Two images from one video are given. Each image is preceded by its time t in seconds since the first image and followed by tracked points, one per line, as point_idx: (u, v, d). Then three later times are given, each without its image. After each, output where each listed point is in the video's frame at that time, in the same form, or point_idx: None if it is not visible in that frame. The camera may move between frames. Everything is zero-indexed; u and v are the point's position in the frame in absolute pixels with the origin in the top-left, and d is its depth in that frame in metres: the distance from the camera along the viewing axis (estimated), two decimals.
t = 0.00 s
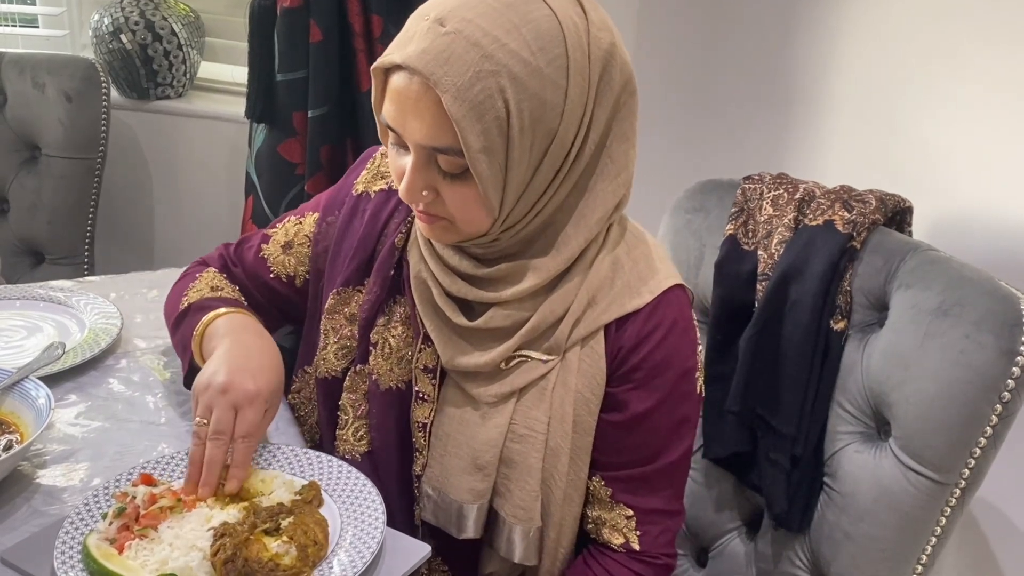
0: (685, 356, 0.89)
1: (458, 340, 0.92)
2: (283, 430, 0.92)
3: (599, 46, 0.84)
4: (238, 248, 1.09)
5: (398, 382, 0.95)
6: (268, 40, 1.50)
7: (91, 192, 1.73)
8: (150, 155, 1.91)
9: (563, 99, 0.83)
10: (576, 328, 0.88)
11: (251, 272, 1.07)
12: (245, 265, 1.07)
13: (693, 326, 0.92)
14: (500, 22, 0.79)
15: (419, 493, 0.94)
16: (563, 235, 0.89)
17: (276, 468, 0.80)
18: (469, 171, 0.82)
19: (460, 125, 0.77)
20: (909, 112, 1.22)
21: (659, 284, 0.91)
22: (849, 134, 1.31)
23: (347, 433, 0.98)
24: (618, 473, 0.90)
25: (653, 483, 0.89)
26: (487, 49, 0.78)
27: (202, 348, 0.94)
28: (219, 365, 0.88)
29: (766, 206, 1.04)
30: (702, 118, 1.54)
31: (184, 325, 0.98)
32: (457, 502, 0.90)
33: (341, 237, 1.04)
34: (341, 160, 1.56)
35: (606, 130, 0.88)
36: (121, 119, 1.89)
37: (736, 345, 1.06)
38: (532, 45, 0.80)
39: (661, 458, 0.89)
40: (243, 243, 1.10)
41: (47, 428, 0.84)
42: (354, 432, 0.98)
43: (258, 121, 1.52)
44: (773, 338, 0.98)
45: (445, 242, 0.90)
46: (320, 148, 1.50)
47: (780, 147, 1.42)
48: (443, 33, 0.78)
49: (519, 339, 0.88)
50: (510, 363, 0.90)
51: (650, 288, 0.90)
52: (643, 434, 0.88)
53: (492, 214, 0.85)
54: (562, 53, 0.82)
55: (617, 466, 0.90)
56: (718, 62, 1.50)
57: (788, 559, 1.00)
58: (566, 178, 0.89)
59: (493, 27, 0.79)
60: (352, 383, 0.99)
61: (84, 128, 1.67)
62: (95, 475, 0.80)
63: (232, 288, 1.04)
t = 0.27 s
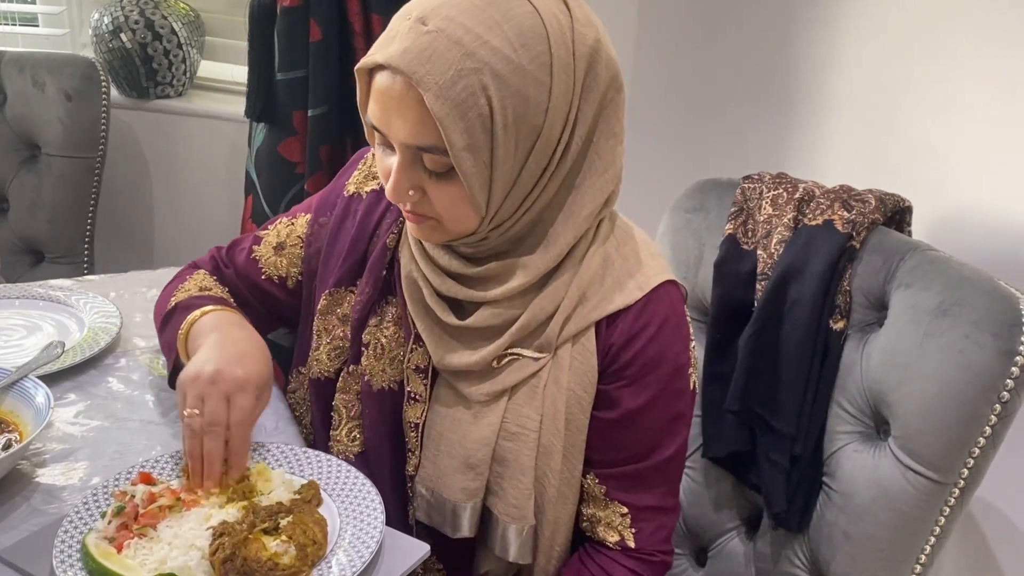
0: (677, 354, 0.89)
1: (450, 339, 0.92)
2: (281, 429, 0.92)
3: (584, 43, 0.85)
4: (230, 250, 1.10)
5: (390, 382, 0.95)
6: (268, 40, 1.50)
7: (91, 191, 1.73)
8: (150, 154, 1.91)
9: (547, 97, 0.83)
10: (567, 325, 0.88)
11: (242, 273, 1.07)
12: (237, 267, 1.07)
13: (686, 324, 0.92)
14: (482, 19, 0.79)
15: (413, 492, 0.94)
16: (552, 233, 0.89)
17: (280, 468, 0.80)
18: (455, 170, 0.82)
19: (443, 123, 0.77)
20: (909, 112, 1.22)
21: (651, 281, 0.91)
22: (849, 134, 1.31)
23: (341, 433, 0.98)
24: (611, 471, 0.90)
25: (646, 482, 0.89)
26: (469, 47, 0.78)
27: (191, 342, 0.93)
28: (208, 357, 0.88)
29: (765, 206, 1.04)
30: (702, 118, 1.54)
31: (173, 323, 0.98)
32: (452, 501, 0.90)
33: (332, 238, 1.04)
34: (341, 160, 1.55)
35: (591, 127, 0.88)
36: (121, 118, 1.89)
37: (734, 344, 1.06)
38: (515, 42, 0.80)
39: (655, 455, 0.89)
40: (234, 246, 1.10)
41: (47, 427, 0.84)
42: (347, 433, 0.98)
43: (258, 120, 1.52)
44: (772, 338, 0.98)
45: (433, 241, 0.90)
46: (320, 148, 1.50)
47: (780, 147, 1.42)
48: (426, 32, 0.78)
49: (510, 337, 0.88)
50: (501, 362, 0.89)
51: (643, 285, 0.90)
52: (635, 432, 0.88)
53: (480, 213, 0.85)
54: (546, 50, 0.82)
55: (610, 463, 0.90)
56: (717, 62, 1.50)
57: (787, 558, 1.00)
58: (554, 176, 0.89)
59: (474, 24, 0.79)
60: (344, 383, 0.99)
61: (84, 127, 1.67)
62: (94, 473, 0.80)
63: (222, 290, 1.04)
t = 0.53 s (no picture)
0: (675, 355, 0.89)
1: (446, 340, 0.92)
2: (280, 429, 0.91)
3: (584, 46, 0.84)
4: (227, 242, 1.10)
5: (385, 382, 0.95)
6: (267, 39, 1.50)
7: (90, 190, 1.73)
8: (149, 153, 1.91)
9: (546, 101, 0.83)
10: (564, 326, 0.88)
11: (238, 265, 1.07)
12: (234, 259, 1.08)
13: (683, 325, 0.92)
14: (479, 25, 0.79)
15: (408, 493, 0.94)
16: (550, 234, 0.89)
17: (279, 468, 0.79)
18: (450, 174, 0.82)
19: (439, 128, 0.77)
20: (909, 112, 1.21)
21: (649, 283, 0.91)
22: (849, 134, 1.31)
23: (337, 433, 0.99)
24: (608, 473, 0.90)
25: (643, 483, 0.89)
26: (466, 51, 0.78)
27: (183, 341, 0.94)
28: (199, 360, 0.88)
29: (765, 205, 1.04)
30: (702, 117, 1.54)
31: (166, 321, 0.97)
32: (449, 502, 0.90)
33: (329, 236, 1.04)
34: (340, 158, 1.55)
35: (590, 131, 0.88)
36: (120, 117, 1.89)
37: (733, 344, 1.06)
38: (513, 48, 0.80)
39: (651, 457, 0.89)
40: (232, 237, 1.11)
41: (45, 426, 0.84)
42: (344, 432, 0.98)
43: (257, 119, 1.52)
44: (772, 338, 0.98)
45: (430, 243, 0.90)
46: (319, 147, 1.50)
47: (780, 146, 1.42)
48: (422, 36, 0.78)
49: (505, 338, 0.88)
50: (497, 362, 0.89)
51: (641, 287, 0.90)
52: (632, 434, 0.88)
53: (476, 216, 0.85)
54: (545, 56, 0.82)
55: (607, 465, 0.90)
56: (717, 61, 1.50)
57: (786, 559, 1.00)
58: (552, 177, 0.88)
59: (472, 30, 0.78)
60: (340, 382, 0.99)
61: (84, 126, 1.67)
62: (93, 473, 0.80)
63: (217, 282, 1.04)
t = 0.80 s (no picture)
0: (679, 354, 0.89)
1: (448, 338, 0.91)
2: (281, 428, 0.91)
3: (587, 42, 0.84)
4: (226, 246, 1.08)
5: (387, 381, 0.95)
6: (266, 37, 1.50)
7: (90, 188, 1.72)
8: (149, 151, 1.91)
9: (549, 97, 0.83)
10: (567, 325, 0.88)
11: (239, 269, 1.05)
12: (234, 263, 1.06)
13: (687, 324, 0.91)
14: (483, 20, 0.79)
15: (410, 493, 0.94)
16: (553, 233, 0.89)
17: (279, 467, 0.79)
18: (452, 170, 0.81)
19: (441, 124, 0.77)
20: (910, 110, 1.21)
21: (650, 281, 0.90)
22: (850, 132, 1.30)
23: (339, 432, 0.98)
24: (611, 473, 0.89)
25: (646, 482, 0.88)
26: (469, 47, 0.78)
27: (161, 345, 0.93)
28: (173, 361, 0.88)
29: (766, 204, 1.04)
30: (702, 116, 1.54)
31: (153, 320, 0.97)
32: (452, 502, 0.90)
33: (332, 235, 1.04)
34: (340, 157, 1.55)
35: (593, 128, 0.88)
36: (120, 115, 1.88)
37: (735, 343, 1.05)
38: (516, 43, 0.80)
39: (654, 457, 0.88)
40: (230, 242, 1.08)
41: (44, 425, 0.83)
42: (346, 431, 0.98)
43: (257, 116, 1.51)
44: (773, 337, 0.98)
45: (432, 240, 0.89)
46: (319, 145, 1.49)
47: (781, 145, 1.42)
48: (426, 31, 0.77)
49: (509, 336, 0.88)
50: (500, 361, 0.89)
51: (643, 286, 0.90)
52: (636, 434, 0.88)
53: (479, 213, 0.85)
54: (548, 50, 0.81)
55: (609, 463, 0.90)
56: (718, 60, 1.50)
57: (788, 559, 1.00)
58: (555, 175, 0.88)
59: (475, 24, 0.78)
60: (342, 381, 0.99)
61: (83, 124, 1.67)
62: (91, 472, 0.80)
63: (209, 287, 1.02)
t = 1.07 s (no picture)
0: (682, 351, 0.89)
1: (451, 336, 0.91)
2: (280, 424, 0.91)
3: (594, 42, 0.84)
4: (226, 238, 1.08)
5: (390, 378, 0.95)
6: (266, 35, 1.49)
7: (89, 186, 1.72)
8: (149, 149, 1.91)
9: (555, 96, 0.83)
10: (570, 324, 0.88)
11: (239, 261, 1.06)
12: (233, 254, 1.06)
13: (689, 323, 0.91)
14: (490, 19, 0.78)
15: (411, 490, 0.94)
16: (557, 233, 0.89)
17: (279, 464, 0.79)
18: (458, 169, 0.81)
19: (447, 123, 0.77)
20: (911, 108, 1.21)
21: (653, 280, 0.90)
22: (850, 130, 1.30)
23: (340, 429, 0.98)
24: (612, 471, 0.89)
25: (647, 481, 0.88)
26: (476, 46, 0.77)
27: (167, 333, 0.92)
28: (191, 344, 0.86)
29: (767, 201, 1.04)
30: (702, 114, 1.53)
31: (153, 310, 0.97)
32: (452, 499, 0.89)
33: (335, 231, 1.04)
34: (340, 154, 1.55)
35: (599, 127, 0.88)
36: (119, 112, 1.88)
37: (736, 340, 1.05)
38: (523, 42, 0.79)
39: (656, 456, 0.88)
40: (230, 234, 1.08)
41: (43, 422, 0.83)
42: (347, 428, 0.98)
43: (256, 114, 1.51)
44: (774, 334, 0.97)
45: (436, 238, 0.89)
46: (318, 143, 1.49)
47: (781, 143, 1.42)
48: (433, 29, 0.77)
49: (512, 334, 0.88)
50: (502, 360, 0.89)
51: (645, 284, 0.90)
52: (638, 432, 0.88)
53: (483, 212, 0.85)
54: (555, 50, 0.81)
55: (609, 463, 0.90)
56: (718, 58, 1.49)
57: (788, 557, 1.00)
58: (561, 174, 0.88)
59: (482, 23, 0.78)
60: (344, 378, 0.99)
61: (82, 121, 1.66)
62: (91, 469, 0.80)
63: (209, 275, 1.03)
